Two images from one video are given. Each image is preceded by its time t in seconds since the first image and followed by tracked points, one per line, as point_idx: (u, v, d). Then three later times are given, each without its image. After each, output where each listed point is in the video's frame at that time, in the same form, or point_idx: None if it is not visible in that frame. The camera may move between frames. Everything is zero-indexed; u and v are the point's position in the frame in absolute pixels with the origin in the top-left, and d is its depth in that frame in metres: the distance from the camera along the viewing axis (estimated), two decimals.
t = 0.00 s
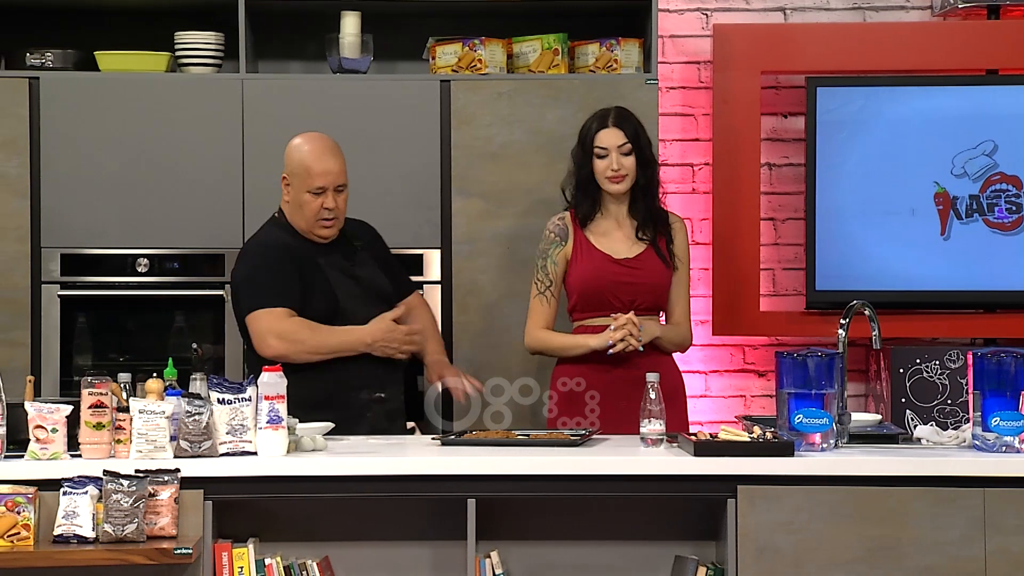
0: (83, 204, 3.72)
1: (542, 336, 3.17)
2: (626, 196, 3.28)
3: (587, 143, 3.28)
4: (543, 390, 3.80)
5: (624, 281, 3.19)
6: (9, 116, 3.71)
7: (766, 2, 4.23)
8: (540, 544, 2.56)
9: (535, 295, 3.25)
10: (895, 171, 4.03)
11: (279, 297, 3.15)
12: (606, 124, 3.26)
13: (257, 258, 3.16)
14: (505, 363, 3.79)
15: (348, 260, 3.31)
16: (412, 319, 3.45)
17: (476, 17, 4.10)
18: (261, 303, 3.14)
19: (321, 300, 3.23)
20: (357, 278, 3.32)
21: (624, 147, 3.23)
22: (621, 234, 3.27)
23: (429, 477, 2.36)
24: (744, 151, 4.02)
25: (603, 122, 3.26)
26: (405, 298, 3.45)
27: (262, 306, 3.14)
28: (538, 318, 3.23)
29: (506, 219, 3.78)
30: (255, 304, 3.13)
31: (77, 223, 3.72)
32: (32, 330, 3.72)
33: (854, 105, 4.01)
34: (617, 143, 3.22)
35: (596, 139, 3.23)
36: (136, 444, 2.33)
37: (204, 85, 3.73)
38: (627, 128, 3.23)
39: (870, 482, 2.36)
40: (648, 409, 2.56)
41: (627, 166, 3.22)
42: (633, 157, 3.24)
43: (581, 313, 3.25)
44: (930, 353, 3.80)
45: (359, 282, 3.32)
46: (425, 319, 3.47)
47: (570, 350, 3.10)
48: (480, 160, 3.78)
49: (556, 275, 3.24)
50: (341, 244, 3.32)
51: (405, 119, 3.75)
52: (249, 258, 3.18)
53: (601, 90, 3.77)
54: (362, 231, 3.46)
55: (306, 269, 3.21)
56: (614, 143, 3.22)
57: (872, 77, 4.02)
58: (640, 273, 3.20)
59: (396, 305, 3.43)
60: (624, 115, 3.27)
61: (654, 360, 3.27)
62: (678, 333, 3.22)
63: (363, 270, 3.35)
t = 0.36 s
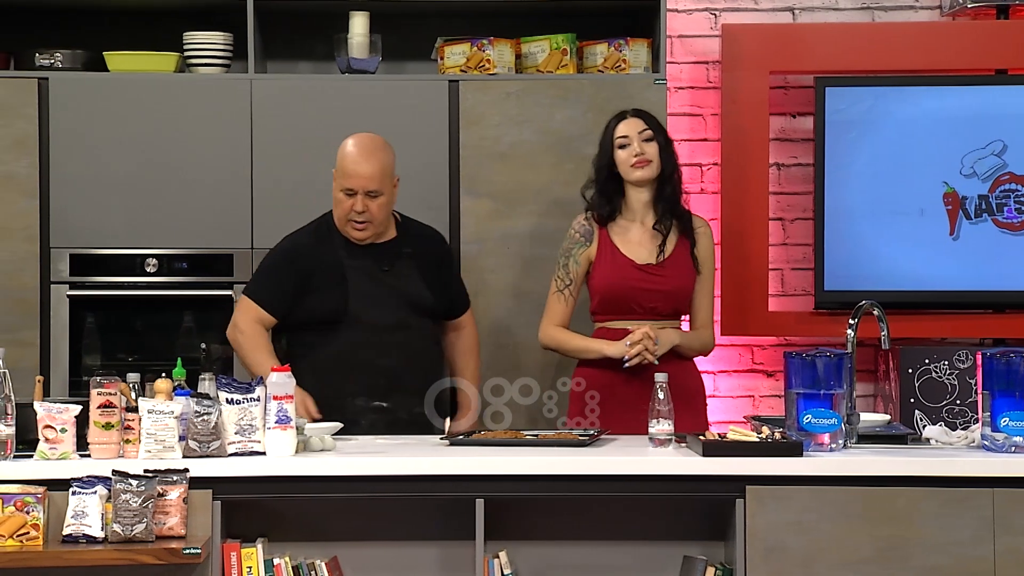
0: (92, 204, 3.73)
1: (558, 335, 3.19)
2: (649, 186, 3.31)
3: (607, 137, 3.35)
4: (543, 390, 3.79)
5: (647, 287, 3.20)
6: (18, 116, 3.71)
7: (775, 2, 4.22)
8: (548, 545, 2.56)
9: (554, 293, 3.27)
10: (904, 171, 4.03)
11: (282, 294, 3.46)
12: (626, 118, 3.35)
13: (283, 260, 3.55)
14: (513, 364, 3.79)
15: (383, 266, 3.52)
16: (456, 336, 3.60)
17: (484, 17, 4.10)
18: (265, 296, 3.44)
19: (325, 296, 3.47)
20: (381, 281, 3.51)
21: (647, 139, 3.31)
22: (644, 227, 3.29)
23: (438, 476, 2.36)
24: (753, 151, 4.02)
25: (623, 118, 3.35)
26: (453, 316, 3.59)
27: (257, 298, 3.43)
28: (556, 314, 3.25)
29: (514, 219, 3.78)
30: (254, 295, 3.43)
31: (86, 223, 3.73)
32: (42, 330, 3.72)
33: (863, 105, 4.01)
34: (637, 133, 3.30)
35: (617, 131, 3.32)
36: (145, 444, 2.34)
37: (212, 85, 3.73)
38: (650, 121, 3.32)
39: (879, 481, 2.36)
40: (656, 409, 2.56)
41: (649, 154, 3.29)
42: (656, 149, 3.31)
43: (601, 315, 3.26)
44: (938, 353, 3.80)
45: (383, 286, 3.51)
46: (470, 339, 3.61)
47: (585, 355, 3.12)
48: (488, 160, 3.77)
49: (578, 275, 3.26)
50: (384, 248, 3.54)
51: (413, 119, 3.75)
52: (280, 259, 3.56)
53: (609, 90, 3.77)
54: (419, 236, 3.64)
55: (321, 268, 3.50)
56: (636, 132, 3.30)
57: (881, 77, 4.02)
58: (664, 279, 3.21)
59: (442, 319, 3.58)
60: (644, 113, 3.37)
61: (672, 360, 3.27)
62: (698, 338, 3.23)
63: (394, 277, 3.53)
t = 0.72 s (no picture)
0: (102, 205, 3.73)
1: (628, 337, 3.18)
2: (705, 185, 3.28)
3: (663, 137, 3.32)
4: (543, 390, 3.78)
5: (702, 284, 3.17)
6: (29, 117, 3.72)
7: (785, 2, 4.23)
8: (559, 545, 2.56)
9: (621, 296, 3.25)
10: (915, 171, 4.03)
11: (298, 298, 3.36)
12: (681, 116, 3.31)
13: (298, 262, 3.43)
14: (522, 364, 3.79)
15: (394, 267, 3.45)
16: (488, 333, 3.52)
17: (494, 17, 4.10)
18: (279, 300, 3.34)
19: (337, 296, 3.41)
20: (394, 283, 3.45)
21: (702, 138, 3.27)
22: (700, 228, 3.26)
23: (447, 477, 2.36)
24: (762, 151, 4.01)
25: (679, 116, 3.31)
26: (477, 315, 3.52)
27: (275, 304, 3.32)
28: (627, 319, 3.23)
29: (524, 219, 3.78)
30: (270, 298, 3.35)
31: (96, 223, 3.73)
32: (52, 331, 3.73)
33: (874, 105, 4.00)
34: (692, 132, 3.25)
35: (672, 130, 3.28)
36: (155, 444, 2.35)
37: (222, 85, 3.74)
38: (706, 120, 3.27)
39: (890, 482, 2.36)
40: (666, 409, 2.56)
41: (704, 153, 3.25)
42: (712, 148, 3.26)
43: (663, 318, 3.23)
44: (949, 354, 3.79)
45: (396, 287, 3.45)
46: (501, 335, 3.52)
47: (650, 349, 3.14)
48: (498, 160, 3.78)
49: (641, 277, 3.25)
50: (397, 248, 3.46)
51: (423, 119, 3.76)
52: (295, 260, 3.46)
53: (618, 90, 3.77)
54: (434, 235, 3.54)
55: (334, 270, 3.42)
56: (691, 131, 3.25)
57: (891, 78, 4.01)
58: (720, 277, 3.18)
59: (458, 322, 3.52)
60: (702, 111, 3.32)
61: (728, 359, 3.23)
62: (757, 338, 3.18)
63: (408, 278, 3.46)
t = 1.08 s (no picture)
0: (109, 205, 3.74)
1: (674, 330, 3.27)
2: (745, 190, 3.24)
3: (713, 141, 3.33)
4: (543, 390, 3.79)
5: (727, 288, 3.19)
6: (36, 117, 3.73)
7: (792, 2, 4.22)
8: (566, 545, 2.56)
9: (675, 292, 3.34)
10: (923, 171, 4.02)
11: (265, 306, 3.12)
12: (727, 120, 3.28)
13: (257, 268, 3.15)
14: (529, 364, 3.79)
15: (359, 264, 3.23)
16: (453, 322, 3.42)
17: (501, 17, 4.10)
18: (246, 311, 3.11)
19: (305, 300, 3.17)
20: (361, 281, 3.22)
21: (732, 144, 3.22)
22: (740, 233, 3.25)
23: (454, 477, 2.36)
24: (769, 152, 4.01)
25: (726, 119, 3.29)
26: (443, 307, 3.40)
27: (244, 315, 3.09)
28: (677, 313, 3.32)
29: (531, 219, 3.78)
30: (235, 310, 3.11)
31: (104, 223, 3.74)
32: (60, 331, 3.74)
33: (881, 105, 4.00)
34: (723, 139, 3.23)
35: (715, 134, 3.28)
36: (163, 444, 2.34)
37: (229, 85, 3.74)
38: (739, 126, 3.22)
39: (898, 482, 2.35)
40: (673, 409, 2.55)
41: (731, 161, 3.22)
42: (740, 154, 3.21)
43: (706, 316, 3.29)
44: (956, 354, 3.79)
45: (363, 285, 3.22)
46: (467, 326, 3.42)
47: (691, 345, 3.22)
48: (505, 160, 3.78)
49: (689, 273, 3.31)
50: (359, 243, 3.24)
51: (430, 120, 3.76)
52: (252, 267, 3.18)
53: (625, 90, 3.77)
54: (395, 226, 3.30)
55: (297, 272, 3.17)
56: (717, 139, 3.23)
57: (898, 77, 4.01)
58: (748, 283, 3.16)
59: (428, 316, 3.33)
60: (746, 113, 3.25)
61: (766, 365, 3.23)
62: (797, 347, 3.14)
63: (374, 274, 3.24)
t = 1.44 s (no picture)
0: (114, 204, 3.74)
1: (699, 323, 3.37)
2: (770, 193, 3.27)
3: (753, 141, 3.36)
4: (543, 390, 3.79)
5: (728, 288, 3.25)
6: (41, 117, 3.73)
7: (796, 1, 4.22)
8: (570, 545, 2.56)
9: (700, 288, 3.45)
10: (927, 171, 4.02)
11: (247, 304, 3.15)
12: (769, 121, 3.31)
13: (239, 267, 3.19)
14: (532, 364, 3.79)
15: (342, 262, 3.24)
16: (436, 320, 3.39)
17: (506, 17, 4.10)
18: (228, 309, 3.15)
19: (289, 298, 3.20)
20: (344, 279, 3.24)
21: (767, 147, 3.25)
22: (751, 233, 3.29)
23: (460, 477, 2.36)
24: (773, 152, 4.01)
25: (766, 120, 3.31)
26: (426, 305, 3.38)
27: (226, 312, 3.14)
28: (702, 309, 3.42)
29: (536, 219, 3.78)
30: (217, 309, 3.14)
31: (108, 223, 3.74)
32: (64, 330, 3.74)
33: (886, 104, 4.00)
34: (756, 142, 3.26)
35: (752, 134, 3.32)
36: (167, 444, 2.34)
37: (233, 85, 3.74)
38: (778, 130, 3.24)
39: (903, 482, 2.35)
40: (677, 409, 2.55)
41: (761, 163, 3.25)
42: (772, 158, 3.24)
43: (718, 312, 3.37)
44: (960, 353, 3.79)
45: (346, 283, 3.25)
46: (449, 323, 3.39)
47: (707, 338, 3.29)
48: (509, 160, 3.78)
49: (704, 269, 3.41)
50: (344, 241, 3.24)
51: (434, 119, 3.76)
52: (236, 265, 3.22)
53: (630, 90, 3.77)
54: (380, 223, 3.30)
55: (279, 271, 3.20)
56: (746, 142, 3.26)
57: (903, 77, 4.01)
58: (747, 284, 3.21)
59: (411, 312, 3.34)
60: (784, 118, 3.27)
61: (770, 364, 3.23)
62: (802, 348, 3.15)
63: (357, 272, 3.25)
